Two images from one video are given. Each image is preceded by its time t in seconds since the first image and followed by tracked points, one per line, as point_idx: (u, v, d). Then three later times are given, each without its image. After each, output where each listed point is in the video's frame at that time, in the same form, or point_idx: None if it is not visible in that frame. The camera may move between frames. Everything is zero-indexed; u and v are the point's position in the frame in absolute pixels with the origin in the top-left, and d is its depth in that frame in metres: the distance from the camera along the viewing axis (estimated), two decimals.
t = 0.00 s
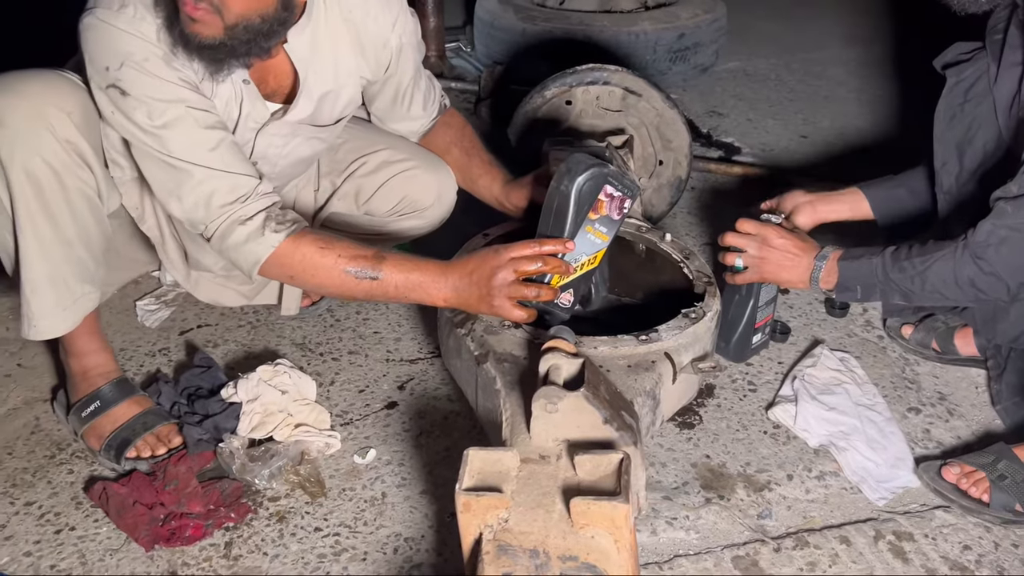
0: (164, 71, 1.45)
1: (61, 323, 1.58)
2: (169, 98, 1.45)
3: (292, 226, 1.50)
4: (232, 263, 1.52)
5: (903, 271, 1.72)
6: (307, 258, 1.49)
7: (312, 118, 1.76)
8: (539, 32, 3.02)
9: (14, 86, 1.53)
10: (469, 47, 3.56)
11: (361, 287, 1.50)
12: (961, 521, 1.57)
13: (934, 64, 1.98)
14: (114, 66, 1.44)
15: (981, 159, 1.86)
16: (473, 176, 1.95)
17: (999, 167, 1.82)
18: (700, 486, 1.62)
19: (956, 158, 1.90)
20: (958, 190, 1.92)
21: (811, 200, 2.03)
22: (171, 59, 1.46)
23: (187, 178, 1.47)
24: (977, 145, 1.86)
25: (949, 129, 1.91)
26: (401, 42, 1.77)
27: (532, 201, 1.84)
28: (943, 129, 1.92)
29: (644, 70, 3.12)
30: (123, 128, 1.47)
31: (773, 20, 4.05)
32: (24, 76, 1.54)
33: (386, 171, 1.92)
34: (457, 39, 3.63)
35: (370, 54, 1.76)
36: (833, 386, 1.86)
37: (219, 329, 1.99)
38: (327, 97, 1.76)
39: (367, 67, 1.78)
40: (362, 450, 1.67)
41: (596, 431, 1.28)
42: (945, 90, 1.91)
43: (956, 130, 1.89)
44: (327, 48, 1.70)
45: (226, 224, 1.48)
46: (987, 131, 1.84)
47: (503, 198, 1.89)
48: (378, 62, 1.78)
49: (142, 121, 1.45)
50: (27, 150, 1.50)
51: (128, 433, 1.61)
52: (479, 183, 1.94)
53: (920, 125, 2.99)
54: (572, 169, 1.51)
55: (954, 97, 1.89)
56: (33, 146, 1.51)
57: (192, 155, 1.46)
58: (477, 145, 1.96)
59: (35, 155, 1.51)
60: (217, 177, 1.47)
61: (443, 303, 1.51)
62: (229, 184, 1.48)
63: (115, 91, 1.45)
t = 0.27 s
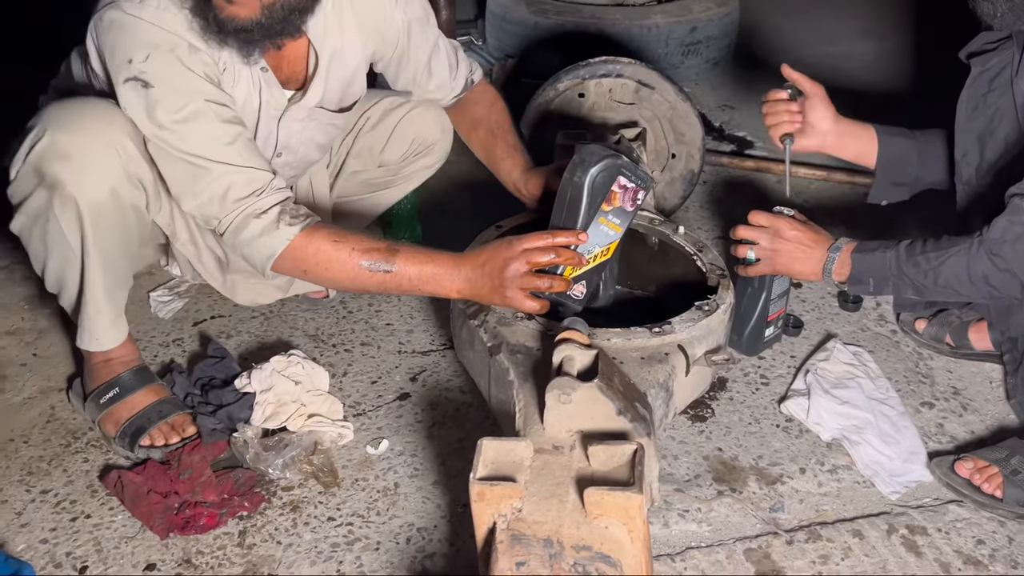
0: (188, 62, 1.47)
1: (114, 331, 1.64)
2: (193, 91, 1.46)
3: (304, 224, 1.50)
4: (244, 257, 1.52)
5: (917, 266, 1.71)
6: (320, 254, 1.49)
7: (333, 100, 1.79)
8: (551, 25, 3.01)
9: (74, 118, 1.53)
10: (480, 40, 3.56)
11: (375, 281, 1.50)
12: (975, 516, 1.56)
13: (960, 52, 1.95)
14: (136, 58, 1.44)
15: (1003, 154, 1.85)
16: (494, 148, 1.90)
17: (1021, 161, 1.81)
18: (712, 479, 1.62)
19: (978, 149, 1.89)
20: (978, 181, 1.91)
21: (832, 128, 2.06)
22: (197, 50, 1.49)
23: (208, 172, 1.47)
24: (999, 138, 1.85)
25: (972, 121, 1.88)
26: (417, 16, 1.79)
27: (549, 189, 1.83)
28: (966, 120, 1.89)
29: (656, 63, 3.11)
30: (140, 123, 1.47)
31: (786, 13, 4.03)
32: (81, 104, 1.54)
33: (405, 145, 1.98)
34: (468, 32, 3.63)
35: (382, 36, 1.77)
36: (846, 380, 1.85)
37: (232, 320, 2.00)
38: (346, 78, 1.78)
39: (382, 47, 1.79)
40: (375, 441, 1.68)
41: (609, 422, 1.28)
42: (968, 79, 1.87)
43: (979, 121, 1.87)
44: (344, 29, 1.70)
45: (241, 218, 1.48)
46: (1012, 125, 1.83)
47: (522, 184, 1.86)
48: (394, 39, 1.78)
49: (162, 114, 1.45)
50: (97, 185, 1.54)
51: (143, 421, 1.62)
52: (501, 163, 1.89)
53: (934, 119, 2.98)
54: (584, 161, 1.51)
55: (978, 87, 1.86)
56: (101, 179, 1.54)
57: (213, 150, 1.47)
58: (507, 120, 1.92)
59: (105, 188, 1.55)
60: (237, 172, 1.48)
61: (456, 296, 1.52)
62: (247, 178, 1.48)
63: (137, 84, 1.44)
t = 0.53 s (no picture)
0: (189, 36, 1.44)
1: (154, 365, 1.59)
2: (195, 62, 1.44)
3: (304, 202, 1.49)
4: (243, 239, 1.50)
5: (922, 258, 1.70)
6: (320, 235, 1.48)
7: (297, 78, 1.77)
8: (553, 16, 3.00)
9: (155, 192, 1.48)
10: (481, 32, 3.54)
11: (375, 265, 1.50)
12: (977, 508, 1.56)
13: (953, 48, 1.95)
14: (141, 36, 1.41)
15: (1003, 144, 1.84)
16: (478, 157, 1.88)
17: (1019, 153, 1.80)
18: (713, 471, 1.61)
19: (974, 144, 1.88)
20: (977, 176, 1.89)
21: (838, 143, 2.06)
22: (195, 20, 1.48)
23: (221, 148, 1.45)
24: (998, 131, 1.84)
25: (967, 115, 1.88)
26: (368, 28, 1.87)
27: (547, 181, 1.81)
28: (961, 114, 1.89)
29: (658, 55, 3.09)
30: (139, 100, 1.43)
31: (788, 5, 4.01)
32: (155, 174, 1.49)
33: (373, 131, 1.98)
34: (470, 23, 3.61)
35: (344, 29, 1.81)
36: (848, 372, 1.84)
37: (232, 311, 1.99)
38: (312, 60, 1.78)
39: (342, 41, 1.82)
40: (375, 432, 1.67)
41: (610, 413, 1.27)
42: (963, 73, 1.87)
43: (976, 114, 1.87)
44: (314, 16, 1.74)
45: (241, 195, 1.47)
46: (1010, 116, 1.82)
47: (516, 181, 1.84)
48: (351, 36, 1.83)
49: (167, 91, 1.42)
50: (188, 250, 1.53)
51: (146, 415, 1.62)
52: (486, 170, 1.87)
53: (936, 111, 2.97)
54: (588, 152, 1.50)
55: (972, 81, 1.86)
56: (190, 245, 1.53)
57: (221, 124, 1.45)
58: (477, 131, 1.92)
59: (194, 251, 1.54)
60: (250, 148, 1.47)
61: (457, 285, 1.51)
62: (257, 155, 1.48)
63: (143, 63, 1.41)
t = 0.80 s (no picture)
0: (127, 46, 1.44)
1: (134, 351, 1.56)
2: (139, 73, 1.43)
3: (295, 190, 1.48)
4: (238, 237, 1.49)
5: (921, 256, 1.69)
6: (316, 228, 1.47)
7: (254, 86, 1.75)
8: (551, 8, 2.98)
9: (99, 169, 1.44)
10: (479, 24, 3.52)
11: (373, 260, 1.49)
12: (978, 505, 1.55)
13: (946, 45, 1.95)
14: (76, 57, 1.39)
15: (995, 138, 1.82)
16: (469, 156, 1.87)
17: (1011, 149, 1.79)
18: (713, 467, 1.60)
19: (967, 140, 1.87)
20: (971, 172, 1.88)
21: (843, 172, 2.02)
22: (134, 34, 1.47)
23: (175, 145, 1.44)
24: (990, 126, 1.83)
25: (959, 113, 1.88)
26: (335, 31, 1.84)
27: (545, 176, 1.81)
28: (954, 112, 1.89)
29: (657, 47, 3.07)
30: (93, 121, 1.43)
31: None
32: (96, 150, 1.45)
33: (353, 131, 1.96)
34: (468, 15, 3.59)
35: (304, 33, 1.78)
36: (848, 367, 1.83)
37: (229, 307, 1.98)
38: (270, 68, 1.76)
39: (303, 46, 1.79)
40: (373, 429, 1.66)
41: (609, 410, 1.26)
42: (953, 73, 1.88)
43: (968, 110, 1.86)
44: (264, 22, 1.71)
45: (229, 189, 1.46)
46: (1001, 110, 1.81)
47: (513, 178, 1.84)
48: (313, 41, 1.80)
49: (114, 106, 1.41)
50: (141, 225, 1.49)
51: (141, 411, 1.61)
52: (479, 169, 1.87)
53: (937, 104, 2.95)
54: (587, 147, 1.48)
55: (963, 79, 1.86)
56: (140, 222, 1.49)
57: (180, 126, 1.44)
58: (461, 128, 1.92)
59: (147, 226, 1.50)
60: (210, 140, 1.45)
61: (456, 280, 1.50)
62: (221, 146, 1.46)
63: (85, 84, 1.40)
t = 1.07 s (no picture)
0: (119, 58, 1.43)
1: (130, 354, 1.56)
2: (131, 86, 1.42)
3: (290, 203, 1.48)
4: (232, 250, 1.49)
5: (922, 247, 1.69)
6: (312, 238, 1.48)
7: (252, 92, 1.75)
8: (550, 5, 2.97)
9: (79, 178, 1.44)
10: (478, 21, 3.51)
11: (370, 266, 1.49)
12: (978, 502, 1.55)
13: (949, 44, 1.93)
14: (67, 70, 1.39)
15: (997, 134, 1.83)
16: (466, 155, 1.87)
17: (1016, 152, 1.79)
18: (713, 465, 1.60)
19: (970, 142, 1.87)
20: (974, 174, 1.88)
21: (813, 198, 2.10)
22: (126, 46, 1.46)
23: (167, 156, 1.45)
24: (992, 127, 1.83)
25: (963, 113, 1.87)
26: (331, 36, 1.84)
27: (540, 173, 1.80)
28: (955, 114, 1.88)
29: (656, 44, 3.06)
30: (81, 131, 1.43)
31: None
32: (76, 159, 1.45)
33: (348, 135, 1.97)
34: (467, 13, 3.58)
35: (301, 38, 1.79)
36: (848, 364, 1.83)
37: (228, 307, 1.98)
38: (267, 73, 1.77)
39: (299, 50, 1.80)
40: (372, 429, 1.66)
41: (607, 410, 1.26)
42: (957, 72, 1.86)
43: (970, 112, 1.86)
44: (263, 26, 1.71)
45: (221, 204, 1.46)
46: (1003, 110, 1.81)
47: (512, 176, 1.83)
48: (309, 46, 1.81)
49: (107, 117, 1.41)
50: (126, 234, 1.48)
51: (140, 411, 1.61)
52: (478, 168, 1.86)
53: (937, 99, 2.94)
54: (581, 141, 1.47)
55: (962, 83, 1.85)
56: (125, 231, 1.48)
57: (170, 138, 1.45)
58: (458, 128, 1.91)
59: (133, 234, 1.50)
60: (201, 152, 1.45)
61: (454, 281, 1.50)
62: (212, 158, 1.46)
63: (77, 97, 1.40)
